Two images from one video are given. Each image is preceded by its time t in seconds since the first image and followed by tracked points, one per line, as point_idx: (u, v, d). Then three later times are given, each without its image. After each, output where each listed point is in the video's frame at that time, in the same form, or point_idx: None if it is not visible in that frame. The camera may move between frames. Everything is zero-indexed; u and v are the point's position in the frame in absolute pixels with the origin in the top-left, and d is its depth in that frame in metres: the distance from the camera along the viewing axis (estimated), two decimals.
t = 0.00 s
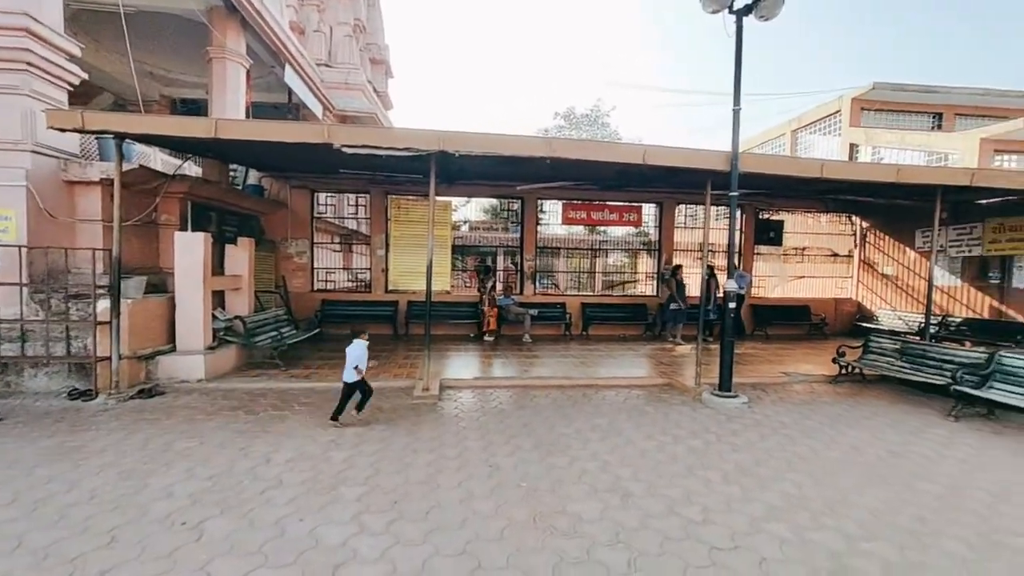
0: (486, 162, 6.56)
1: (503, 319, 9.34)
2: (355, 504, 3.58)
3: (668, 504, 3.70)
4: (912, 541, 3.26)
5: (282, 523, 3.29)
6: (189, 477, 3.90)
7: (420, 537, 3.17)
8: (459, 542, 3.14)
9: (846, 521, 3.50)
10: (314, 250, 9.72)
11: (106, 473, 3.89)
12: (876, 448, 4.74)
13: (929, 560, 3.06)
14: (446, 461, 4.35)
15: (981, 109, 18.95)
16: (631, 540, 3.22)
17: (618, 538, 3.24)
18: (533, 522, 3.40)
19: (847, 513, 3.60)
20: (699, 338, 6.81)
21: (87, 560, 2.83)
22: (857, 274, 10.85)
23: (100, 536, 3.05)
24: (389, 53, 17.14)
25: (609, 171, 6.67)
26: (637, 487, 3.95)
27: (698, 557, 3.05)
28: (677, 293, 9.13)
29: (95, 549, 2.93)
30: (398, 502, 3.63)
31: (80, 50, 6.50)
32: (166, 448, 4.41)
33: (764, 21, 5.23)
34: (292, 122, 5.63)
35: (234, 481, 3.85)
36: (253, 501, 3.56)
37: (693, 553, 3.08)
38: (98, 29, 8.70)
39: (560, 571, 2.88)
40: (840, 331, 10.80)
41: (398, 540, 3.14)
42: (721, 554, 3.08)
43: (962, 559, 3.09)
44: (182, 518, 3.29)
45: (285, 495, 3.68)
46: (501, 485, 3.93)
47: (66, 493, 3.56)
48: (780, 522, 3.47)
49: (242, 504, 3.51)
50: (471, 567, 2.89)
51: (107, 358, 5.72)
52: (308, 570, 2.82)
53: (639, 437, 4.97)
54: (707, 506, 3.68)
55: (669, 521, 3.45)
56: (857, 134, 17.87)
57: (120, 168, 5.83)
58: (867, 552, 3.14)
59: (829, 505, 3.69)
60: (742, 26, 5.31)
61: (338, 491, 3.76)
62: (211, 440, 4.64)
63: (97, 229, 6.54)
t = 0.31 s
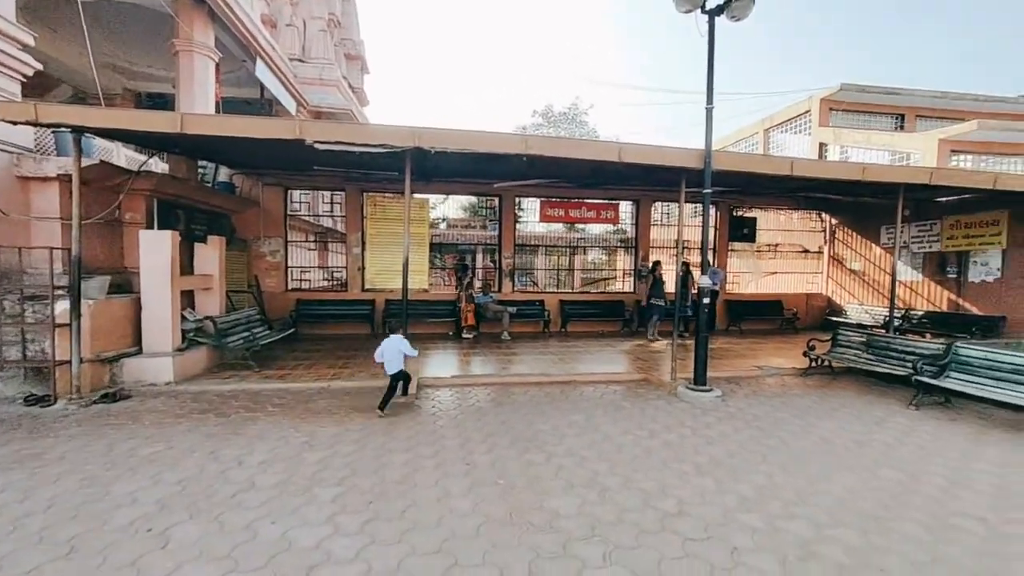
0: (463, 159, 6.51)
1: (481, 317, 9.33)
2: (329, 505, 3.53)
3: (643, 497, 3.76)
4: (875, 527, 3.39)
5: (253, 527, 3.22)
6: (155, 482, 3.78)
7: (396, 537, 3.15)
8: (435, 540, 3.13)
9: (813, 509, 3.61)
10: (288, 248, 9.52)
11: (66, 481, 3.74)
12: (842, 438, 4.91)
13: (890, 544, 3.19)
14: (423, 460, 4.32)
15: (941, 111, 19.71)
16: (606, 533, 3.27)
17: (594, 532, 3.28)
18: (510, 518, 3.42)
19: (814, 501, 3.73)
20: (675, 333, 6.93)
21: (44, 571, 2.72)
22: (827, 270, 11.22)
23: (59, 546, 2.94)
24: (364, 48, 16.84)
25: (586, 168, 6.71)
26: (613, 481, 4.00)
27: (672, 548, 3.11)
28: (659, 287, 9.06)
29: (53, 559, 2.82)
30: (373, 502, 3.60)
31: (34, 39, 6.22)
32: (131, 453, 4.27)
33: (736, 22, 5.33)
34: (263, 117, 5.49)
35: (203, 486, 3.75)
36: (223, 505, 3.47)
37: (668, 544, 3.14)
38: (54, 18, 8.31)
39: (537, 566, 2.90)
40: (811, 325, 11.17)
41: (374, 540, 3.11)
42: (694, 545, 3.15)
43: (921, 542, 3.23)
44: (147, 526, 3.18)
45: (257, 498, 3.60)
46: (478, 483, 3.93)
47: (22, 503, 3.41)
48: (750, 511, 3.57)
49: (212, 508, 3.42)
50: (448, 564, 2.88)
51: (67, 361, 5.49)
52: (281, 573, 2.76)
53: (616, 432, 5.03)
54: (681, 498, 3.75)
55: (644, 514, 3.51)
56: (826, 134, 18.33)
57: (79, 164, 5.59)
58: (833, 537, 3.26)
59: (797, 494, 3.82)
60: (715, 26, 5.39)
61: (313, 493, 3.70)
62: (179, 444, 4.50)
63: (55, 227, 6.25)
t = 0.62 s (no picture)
0: (433, 153, 6.42)
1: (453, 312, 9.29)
2: (298, 508, 3.44)
3: (614, 487, 3.82)
4: (834, 508, 3.54)
5: (217, 533, 3.11)
6: (111, 491, 3.60)
7: (367, 537, 3.10)
8: (408, 538, 3.09)
9: (776, 492, 3.75)
10: (252, 245, 9.20)
11: (12, 493, 3.53)
12: (804, 423, 5.11)
13: (848, 524, 3.34)
14: (395, 458, 4.27)
15: (893, 109, 20.62)
16: (579, 524, 3.30)
17: (567, 523, 3.31)
18: (484, 513, 3.41)
19: (777, 485, 3.87)
20: (645, 325, 7.05)
21: None
22: (790, 262, 11.64)
23: (3, 563, 2.76)
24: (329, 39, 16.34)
25: (556, 162, 6.73)
26: (585, 472, 4.06)
27: (643, 536, 3.17)
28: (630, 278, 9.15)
29: None
30: (344, 502, 3.53)
31: None
32: (84, 462, 4.05)
33: (701, 18, 5.42)
34: (222, 108, 5.28)
35: (163, 493, 3.59)
36: (185, 512, 3.34)
37: (639, 532, 3.21)
38: None
39: (511, 560, 2.91)
40: (775, 316, 11.57)
41: (345, 541, 3.06)
42: (665, 531, 3.22)
43: (876, 520, 3.40)
44: (102, 537, 3.03)
45: (222, 504, 3.48)
46: (451, 479, 3.91)
47: None
48: (718, 497, 3.68)
49: (172, 516, 3.29)
50: (421, 562, 2.86)
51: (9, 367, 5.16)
52: None
53: (588, 423, 5.09)
54: (651, 486, 3.83)
55: (616, 503, 3.57)
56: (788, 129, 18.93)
57: (17, 155, 5.22)
58: (795, 519, 3.39)
59: (761, 479, 3.96)
60: (681, 21, 5.48)
61: (280, 495, 3.60)
62: (137, 449, 4.31)
63: None
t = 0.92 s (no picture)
0: (397, 147, 6.28)
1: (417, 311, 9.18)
2: (255, 516, 3.29)
3: (581, 481, 3.84)
4: (789, 494, 3.69)
5: (167, 548, 2.94)
6: (45, 508, 3.34)
7: (330, 543, 3.00)
8: (373, 543, 3.01)
9: (736, 481, 3.87)
10: (204, 243, 8.78)
11: None
12: (760, 413, 5.31)
13: (802, 508, 3.49)
14: (359, 460, 4.16)
15: (839, 112, 21.68)
16: (546, 520, 3.30)
17: (534, 520, 3.30)
18: (450, 513, 3.37)
19: (736, 473, 4.00)
20: (609, 321, 7.15)
21: None
22: (746, 258, 12.09)
23: None
24: (284, 28, 15.72)
25: (521, 159, 6.74)
26: (552, 468, 4.06)
27: (610, 529, 3.20)
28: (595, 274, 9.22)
29: None
30: (304, 509, 3.40)
31: None
32: (14, 478, 3.75)
33: (662, 18, 5.53)
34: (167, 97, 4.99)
35: (105, 508, 3.37)
36: (131, 527, 3.14)
37: (605, 526, 3.23)
38: None
39: (478, 559, 2.88)
40: (732, 310, 12.01)
41: (305, 549, 2.95)
42: (631, 524, 3.26)
43: (828, 504, 3.55)
44: (35, 559, 2.81)
45: (171, 516, 3.28)
46: (417, 480, 3.83)
47: None
48: (681, 488, 3.76)
49: (116, 532, 3.08)
50: (387, 567, 2.79)
51: None
52: None
53: (554, 419, 5.11)
54: (617, 480, 3.88)
55: (582, 497, 3.59)
56: (744, 129, 19.67)
57: None
58: (754, 506, 3.51)
59: (721, 468, 4.08)
60: (642, 20, 5.57)
61: (236, 504, 3.44)
62: (76, 463, 4.02)
63: None
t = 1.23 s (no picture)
0: (351, 141, 6.07)
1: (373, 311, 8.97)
2: (200, 534, 3.07)
3: (545, 477, 3.82)
4: (743, 479, 3.82)
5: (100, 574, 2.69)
6: None
7: (284, 557, 2.84)
8: (331, 553, 2.87)
9: (694, 470, 3.96)
10: (137, 242, 8.21)
11: None
12: (713, 403, 5.50)
13: (756, 493, 3.61)
14: (314, 467, 3.97)
15: (778, 115, 22.82)
16: (512, 517, 3.26)
17: (500, 518, 3.25)
18: (413, 516, 3.26)
19: (694, 462, 4.11)
20: (567, 317, 7.21)
21: None
22: (696, 254, 12.54)
23: None
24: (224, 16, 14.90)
25: (479, 156, 6.69)
26: (515, 464, 4.01)
27: (575, 522, 3.18)
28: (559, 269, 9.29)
29: None
30: (255, 521, 3.21)
31: None
32: None
33: (615, 18, 5.63)
34: (91, 82, 4.59)
35: (26, 534, 3.05)
36: (57, 553, 2.86)
37: (570, 519, 3.22)
38: None
39: (443, 563, 2.79)
40: (684, 304, 12.39)
41: (258, 565, 2.77)
42: (595, 516, 3.26)
43: (779, 487, 3.70)
44: None
45: (103, 540, 3.00)
46: (376, 484, 3.70)
47: None
48: (642, 478, 3.81)
49: (39, 560, 2.79)
50: None
51: None
52: None
53: (516, 417, 5.08)
54: (581, 473, 3.87)
55: (547, 493, 3.57)
56: (693, 130, 20.46)
57: None
58: (712, 493, 3.60)
59: (679, 458, 4.17)
60: (596, 20, 5.66)
61: (179, 522, 3.20)
62: None
63: None
